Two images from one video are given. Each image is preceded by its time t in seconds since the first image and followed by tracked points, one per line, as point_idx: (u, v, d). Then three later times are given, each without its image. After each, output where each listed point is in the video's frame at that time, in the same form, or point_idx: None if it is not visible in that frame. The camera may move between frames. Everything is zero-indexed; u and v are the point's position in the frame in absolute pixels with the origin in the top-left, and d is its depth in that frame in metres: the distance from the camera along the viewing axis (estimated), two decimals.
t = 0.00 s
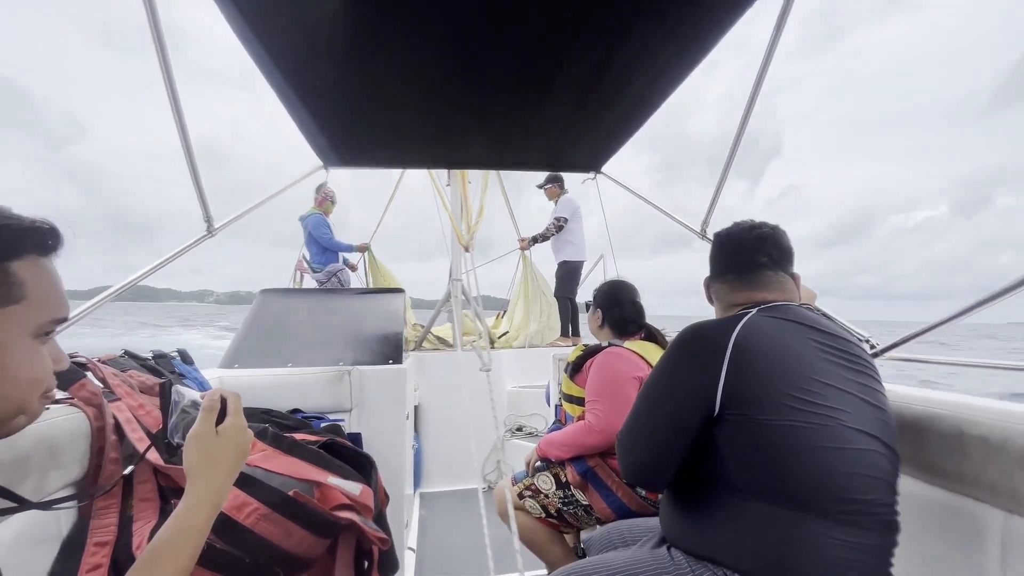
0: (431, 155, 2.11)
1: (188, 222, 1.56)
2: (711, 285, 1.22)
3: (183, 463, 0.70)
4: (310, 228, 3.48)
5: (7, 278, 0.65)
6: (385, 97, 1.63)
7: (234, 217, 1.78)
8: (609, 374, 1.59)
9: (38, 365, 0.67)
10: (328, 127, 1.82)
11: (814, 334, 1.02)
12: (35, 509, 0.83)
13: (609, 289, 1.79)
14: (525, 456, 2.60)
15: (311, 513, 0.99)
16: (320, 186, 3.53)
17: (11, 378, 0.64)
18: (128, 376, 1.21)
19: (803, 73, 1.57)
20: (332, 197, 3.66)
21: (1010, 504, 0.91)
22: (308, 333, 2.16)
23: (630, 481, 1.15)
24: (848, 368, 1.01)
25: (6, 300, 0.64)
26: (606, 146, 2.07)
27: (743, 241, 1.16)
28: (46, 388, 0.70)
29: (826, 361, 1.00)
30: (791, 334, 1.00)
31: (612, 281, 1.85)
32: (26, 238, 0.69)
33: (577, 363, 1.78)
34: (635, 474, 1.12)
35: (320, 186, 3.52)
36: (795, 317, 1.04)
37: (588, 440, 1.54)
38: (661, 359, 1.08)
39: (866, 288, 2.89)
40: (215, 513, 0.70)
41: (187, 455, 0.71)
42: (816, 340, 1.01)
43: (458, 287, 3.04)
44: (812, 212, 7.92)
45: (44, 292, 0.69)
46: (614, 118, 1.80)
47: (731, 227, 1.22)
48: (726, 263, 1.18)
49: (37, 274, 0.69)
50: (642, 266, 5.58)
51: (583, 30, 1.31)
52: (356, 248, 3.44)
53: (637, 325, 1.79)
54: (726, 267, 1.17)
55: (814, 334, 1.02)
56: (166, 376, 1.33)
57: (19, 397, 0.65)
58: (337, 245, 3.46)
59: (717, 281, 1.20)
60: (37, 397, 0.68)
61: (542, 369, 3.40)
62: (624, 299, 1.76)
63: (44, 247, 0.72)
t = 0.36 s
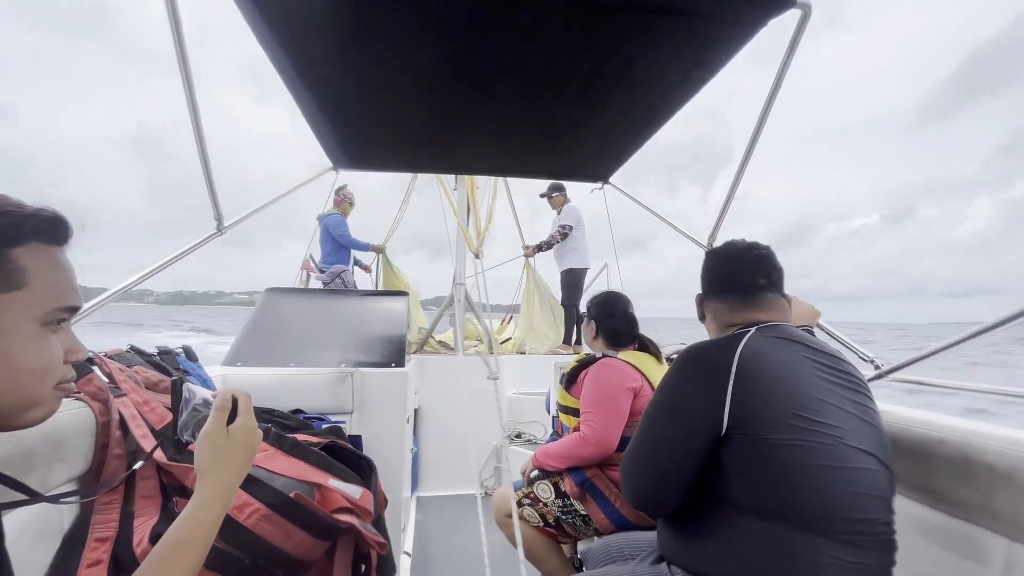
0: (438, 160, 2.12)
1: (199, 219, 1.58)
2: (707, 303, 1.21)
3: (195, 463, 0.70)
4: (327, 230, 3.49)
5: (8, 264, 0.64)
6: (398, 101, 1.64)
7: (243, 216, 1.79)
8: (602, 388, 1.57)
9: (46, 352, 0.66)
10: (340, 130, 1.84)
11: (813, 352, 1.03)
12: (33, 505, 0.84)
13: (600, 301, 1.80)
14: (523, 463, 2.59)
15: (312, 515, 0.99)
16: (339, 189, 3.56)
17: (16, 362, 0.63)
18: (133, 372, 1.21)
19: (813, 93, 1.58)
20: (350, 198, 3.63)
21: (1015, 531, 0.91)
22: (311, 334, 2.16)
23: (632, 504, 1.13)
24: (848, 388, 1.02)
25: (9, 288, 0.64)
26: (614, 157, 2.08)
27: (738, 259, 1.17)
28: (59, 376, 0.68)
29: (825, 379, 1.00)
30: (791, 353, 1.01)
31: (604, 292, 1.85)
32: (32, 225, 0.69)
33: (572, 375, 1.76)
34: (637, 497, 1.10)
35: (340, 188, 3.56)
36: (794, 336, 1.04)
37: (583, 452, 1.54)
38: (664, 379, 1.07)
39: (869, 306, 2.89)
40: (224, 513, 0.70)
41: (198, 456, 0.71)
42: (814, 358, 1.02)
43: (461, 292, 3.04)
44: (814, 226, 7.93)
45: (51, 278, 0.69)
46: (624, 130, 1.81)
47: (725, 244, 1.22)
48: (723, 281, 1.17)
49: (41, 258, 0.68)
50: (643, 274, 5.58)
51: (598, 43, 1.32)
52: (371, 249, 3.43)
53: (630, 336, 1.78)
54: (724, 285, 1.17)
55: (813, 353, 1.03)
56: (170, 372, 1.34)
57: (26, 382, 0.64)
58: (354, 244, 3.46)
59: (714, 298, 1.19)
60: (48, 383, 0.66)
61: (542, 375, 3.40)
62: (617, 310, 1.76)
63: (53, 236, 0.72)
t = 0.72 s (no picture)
0: (435, 156, 2.11)
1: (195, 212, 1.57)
2: (705, 309, 1.19)
3: (194, 457, 0.70)
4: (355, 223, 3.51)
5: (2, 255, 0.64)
6: (396, 96, 1.63)
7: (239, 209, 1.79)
8: (592, 384, 1.59)
9: (40, 345, 0.65)
10: (338, 124, 1.83)
11: (795, 353, 1.04)
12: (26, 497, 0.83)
13: (593, 300, 1.80)
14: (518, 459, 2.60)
15: (306, 509, 0.99)
16: (364, 184, 3.60)
17: (9, 356, 0.62)
18: (128, 364, 1.22)
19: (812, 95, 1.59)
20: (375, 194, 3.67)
21: (1000, 531, 0.92)
22: (307, 328, 2.16)
23: (625, 512, 1.13)
24: (834, 387, 1.03)
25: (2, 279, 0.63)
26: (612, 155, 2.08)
27: (729, 265, 1.18)
28: (55, 370, 0.68)
29: (808, 378, 1.01)
30: (774, 356, 1.02)
31: (596, 290, 1.86)
32: (27, 216, 0.69)
33: (565, 372, 1.79)
34: (630, 503, 1.10)
35: (364, 184, 3.60)
36: (776, 339, 1.06)
37: (575, 447, 1.55)
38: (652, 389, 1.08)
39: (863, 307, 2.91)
40: (223, 505, 0.70)
41: (197, 450, 0.71)
42: (797, 359, 1.03)
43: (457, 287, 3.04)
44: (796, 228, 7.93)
45: (47, 271, 0.69)
46: (622, 129, 1.81)
47: (707, 248, 1.24)
48: (727, 289, 1.16)
49: (36, 251, 0.68)
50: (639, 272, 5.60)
51: (598, 41, 1.32)
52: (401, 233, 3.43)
53: (622, 334, 1.79)
54: (732, 289, 1.15)
55: (798, 354, 1.04)
56: (165, 365, 1.34)
57: (20, 377, 0.63)
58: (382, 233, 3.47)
59: (715, 306, 1.17)
60: (43, 378, 0.66)
61: (538, 372, 3.41)
62: (609, 308, 1.77)
63: (49, 228, 0.72)
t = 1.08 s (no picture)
0: (423, 145, 2.09)
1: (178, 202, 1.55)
2: (719, 298, 1.15)
3: (171, 449, 0.69)
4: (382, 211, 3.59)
5: None
6: (379, 85, 1.61)
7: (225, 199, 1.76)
8: (587, 370, 1.59)
9: (12, 342, 0.65)
10: (323, 112, 1.81)
11: (781, 339, 1.05)
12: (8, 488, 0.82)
13: (592, 288, 1.80)
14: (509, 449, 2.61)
15: (292, 500, 0.99)
16: (389, 176, 3.70)
17: None
18: (111, 355, 1.20)
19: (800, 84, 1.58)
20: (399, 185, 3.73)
21: (977, 513, 0.93)
22: (296, 320, 2.14)
23: (611, 493, 1.14)
24: (818, 374, 1.04)
25: None
26: (602, 143, 2.06)
27: (735, 256, 1.18)
28: (25, 367, 0.68)
29: (793, 363, 1.02)
30: (760, 342, 1.03)
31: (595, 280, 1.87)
32: (7, 210, 0.69)
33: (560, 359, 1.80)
34: (616, 483, 1.11)
35: (389, 175, 3.70)
36: (764, 325, 1.07)
37: (569, 430, 1.55)
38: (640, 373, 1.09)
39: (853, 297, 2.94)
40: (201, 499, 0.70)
41: (175, 441, 0.70)
42: (783, 344, 1.04)
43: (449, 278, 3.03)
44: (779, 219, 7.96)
45: (29, 267, 0.68)
46: (612, 116, 1.80)
47: (707, 235, 1.23)
48: (742, 282, 1.16)
49: (17, 245, 0.67)
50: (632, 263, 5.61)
51: (586, 28, 1.30)
52: (429, 210, 3.55)
53: (619, 324, 1.80)
54: (745, 278, 1.16)
55: (783, 341, 1.05)
56: (150, 356, 1.32)
57: None
58: (410, 214, 3.59)
59: (731, 296, 1.15)
60: (11, 374, 0.66)
61: (529, 363, 3.41)
62: (607, 297, 1.77)
63: (33, 222, 0.72)
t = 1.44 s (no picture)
0: (413, 139, 2.08)
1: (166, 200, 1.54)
2: (722, 283, 1.15)
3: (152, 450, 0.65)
4: (387, 208, 3.67)
5: None
6: (366, 80, 1.61)
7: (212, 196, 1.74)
8: (596, 357, 1.60)
9: None
10: (313, 107, 1.79)
11: (782, 329, 1.04)
12: None
13: (604, 281, 1.81)
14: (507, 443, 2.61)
15: (284, 497, 0.99)
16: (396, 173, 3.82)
17: None
18: (98, 355, 1.19)
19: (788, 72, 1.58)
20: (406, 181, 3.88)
21: (970, 496, 0.93)
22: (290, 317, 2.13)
23: (616, 495, 1.11)
24: (820, 364, 1.03)
25: None
26: (594, 134, 2.05)
27: (735, 242, 1.18)
28: None
29: (796, 354, 1.02)
30: (763, 333, 1.02)
31: (609, 272, 1.86)
32: None
33: (569, 347, 1.80)
34: (621, 484, 1.09)
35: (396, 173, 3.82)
36: (764, 315, 1.06)
37: (577, 417, 1.56)
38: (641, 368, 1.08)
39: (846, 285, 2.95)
40: (185, 502, 0.67)
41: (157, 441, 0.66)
42: (784, 334, 1.04)
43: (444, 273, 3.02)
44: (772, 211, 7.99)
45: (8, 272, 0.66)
46: (602, 107, 1.78)
47: (706, 222, 1.22)
48: (743, 268, 1.16)
49: None
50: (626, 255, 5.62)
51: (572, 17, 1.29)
52: (427, 207, 3.54)
53: (629, 316, 1.79)
54: (745, 264, 1.17)
55: (785, 331, 1.04)
56: (140, 356, 1.31)
57: None
58: (411, 210, 3.59)
59: (733, 281, 1.15)
60: None
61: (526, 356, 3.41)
62: (619, 288, 1.77)
63: (12, 223, 0.68)
